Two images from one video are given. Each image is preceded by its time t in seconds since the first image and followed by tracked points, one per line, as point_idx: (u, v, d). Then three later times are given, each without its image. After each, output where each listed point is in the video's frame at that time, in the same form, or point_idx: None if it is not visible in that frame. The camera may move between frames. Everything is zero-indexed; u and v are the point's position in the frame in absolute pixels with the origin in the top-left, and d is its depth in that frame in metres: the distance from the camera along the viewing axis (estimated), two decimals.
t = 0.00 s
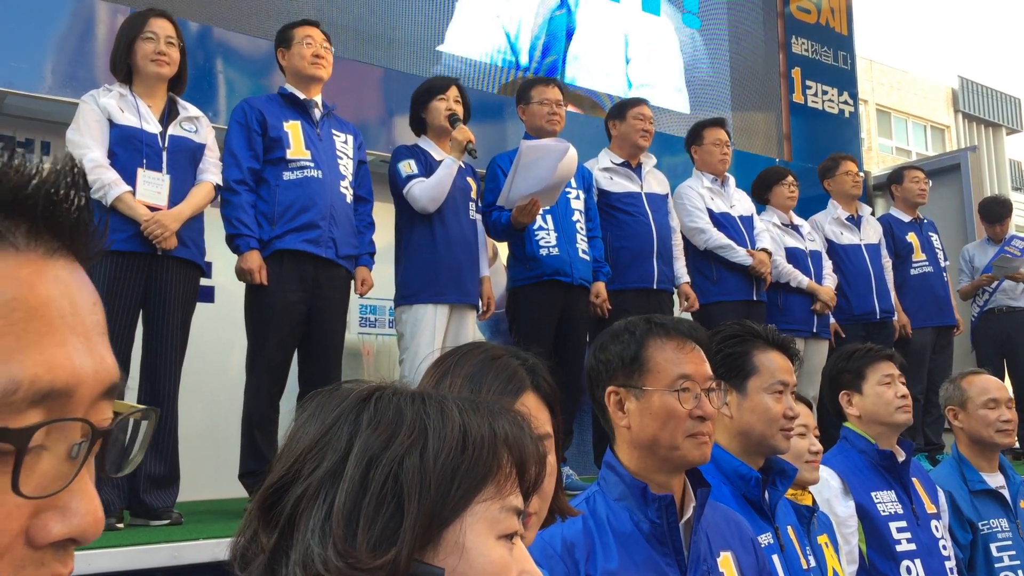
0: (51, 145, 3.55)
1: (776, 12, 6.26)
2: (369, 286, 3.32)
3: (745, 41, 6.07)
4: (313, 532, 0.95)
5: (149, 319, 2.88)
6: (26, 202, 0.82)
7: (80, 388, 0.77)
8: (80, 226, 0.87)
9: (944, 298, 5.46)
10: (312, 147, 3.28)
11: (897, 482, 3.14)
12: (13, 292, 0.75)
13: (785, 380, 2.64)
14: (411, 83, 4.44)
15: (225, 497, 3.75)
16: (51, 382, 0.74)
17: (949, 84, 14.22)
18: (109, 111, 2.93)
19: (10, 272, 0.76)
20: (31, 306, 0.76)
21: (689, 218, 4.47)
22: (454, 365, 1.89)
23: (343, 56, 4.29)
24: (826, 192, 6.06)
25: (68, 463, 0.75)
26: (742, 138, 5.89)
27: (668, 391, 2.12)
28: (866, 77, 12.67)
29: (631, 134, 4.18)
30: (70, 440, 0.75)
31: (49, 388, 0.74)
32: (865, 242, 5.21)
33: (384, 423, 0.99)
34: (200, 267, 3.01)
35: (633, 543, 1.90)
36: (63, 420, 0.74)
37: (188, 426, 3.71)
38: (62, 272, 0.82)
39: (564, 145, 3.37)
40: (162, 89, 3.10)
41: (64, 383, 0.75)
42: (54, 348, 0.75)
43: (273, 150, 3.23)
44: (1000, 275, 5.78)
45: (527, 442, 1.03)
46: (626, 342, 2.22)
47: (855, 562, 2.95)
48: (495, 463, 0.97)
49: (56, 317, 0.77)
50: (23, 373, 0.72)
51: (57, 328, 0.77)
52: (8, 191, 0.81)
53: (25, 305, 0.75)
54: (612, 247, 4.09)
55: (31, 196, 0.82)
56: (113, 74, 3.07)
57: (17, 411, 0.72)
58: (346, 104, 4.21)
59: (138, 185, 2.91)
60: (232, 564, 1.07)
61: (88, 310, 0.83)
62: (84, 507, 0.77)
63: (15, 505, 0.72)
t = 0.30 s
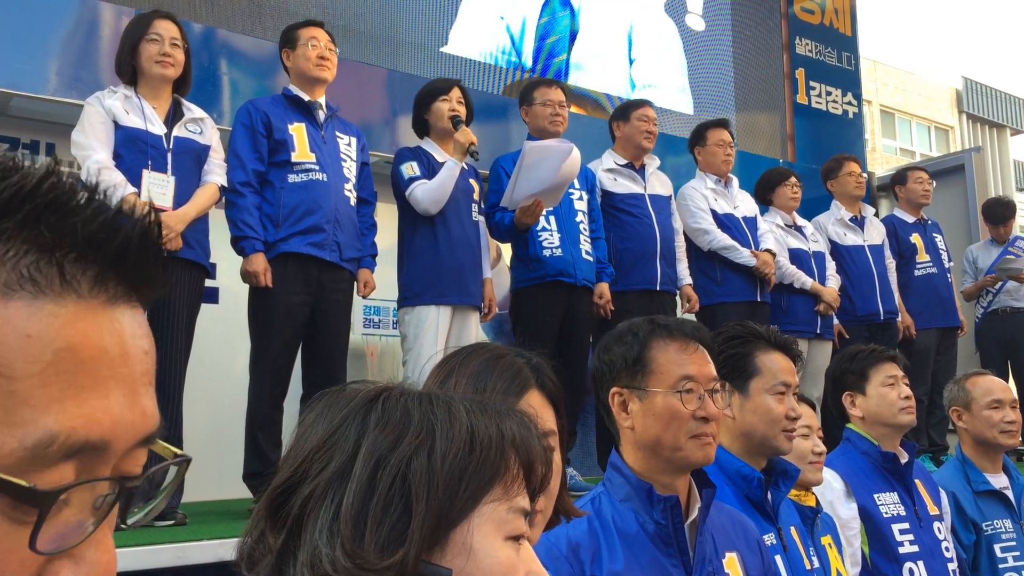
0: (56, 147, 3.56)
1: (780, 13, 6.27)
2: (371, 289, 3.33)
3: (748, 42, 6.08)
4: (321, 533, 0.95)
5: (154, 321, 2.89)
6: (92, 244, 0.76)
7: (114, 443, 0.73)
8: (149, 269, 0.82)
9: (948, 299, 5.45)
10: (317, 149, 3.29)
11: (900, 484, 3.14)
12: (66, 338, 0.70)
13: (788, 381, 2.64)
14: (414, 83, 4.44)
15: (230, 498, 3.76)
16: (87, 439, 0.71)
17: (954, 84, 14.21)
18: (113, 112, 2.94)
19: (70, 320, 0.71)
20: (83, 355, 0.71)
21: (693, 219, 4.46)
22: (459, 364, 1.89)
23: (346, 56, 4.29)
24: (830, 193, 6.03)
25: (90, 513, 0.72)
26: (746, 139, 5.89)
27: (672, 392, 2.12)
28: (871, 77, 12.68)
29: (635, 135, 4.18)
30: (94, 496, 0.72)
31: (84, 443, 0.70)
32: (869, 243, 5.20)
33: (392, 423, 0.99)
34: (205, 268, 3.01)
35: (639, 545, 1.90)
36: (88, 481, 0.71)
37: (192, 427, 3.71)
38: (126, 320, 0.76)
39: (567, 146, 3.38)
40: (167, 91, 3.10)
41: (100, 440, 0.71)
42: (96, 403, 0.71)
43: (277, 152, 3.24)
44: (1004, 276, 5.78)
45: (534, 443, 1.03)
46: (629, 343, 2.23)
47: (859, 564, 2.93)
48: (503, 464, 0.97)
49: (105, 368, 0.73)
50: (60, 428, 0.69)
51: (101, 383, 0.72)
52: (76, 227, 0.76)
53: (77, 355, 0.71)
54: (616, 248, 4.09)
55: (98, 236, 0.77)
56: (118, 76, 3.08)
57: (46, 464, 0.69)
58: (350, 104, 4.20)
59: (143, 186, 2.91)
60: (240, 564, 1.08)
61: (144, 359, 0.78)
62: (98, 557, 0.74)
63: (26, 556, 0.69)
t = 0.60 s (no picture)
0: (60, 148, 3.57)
1: (783, 14, 6.29)
2: (375, 290, 3.33)
3: (750, 44, 6.09)
4: (325, 535, 0.95)
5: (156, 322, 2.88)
6: (151, 326, 0.62)
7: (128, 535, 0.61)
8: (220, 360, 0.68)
9: (952, 300, 5.44)
10: (321, 151, 3.29)
11: (903, 486, 3.13)
12: (105, 425, 0.58)
13: (790, 382, 2.63)
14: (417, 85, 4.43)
15: (233, 499, 3.76)
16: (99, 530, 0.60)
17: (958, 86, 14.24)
18: (119, 113, 2.94)
19: (114, 410, 0.59)
20: (119, 450, 0.59)
21: (696, 220, 4.46)
22: (462, 364, 1.89)
23: (348, 58, 4.30)
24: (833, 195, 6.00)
25: None
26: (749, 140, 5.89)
27: (683, 393, 2.12)
28: (874, 78, 12.72)
29: (637, 136, 4.18)
30: None
31: (99, 535, 0.60)
32: (872, 244, 5.20)
33: (397, 424, 0.99)
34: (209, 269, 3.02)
35: (645, 546, 1.90)
36: None
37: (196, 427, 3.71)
38: (178, 411, 0.63)
39: (570, 148, 3.40)
40: (172, 92, 3.11)
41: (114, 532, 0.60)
42: (122, 498, 0.60)
43: (282, 154, 3.24)
44: (1007, 277, 5.77)
45: (540, 444, 1.03)
46: (641, 343, 2.23)
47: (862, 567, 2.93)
48: (509, 465, 0.97)
49: (138, 464, 0.60)
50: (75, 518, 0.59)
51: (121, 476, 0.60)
52: (146, 308, 0.62)
53: (113, 445, 0.59)
54: (619, 249, 4.09)
55: (161, 316, 0.63)
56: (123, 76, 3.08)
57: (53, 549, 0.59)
58: (354, 105, 4.21)
59: (148, 186, 2.92)
60: (244, 566, 1.08)
61: (187, 447, 0.65)
62: None
63: None
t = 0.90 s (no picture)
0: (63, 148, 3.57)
1: (787, 14, 6.31)
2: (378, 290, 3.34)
3: (758, 43, 6.05)
4: (326, 536, 0.96)
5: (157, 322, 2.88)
6: (174, 410, 0.58)
7: None
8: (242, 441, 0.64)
9: (955, 300, 5.43)
10: (324, 151, 3.30)
11: (906, 487, 3.13)
12: (114, 500, 0.56)
13: (793, 383, 2.63)
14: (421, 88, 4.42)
15: (235, 499, 3.76)
16: None
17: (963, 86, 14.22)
18: (123, 113, 2.95)
19: (128, 485, 0.56)
20: (121, 527, 0.56)
21: (699, 220, 4.46)
22: (462, 365, 1.88)
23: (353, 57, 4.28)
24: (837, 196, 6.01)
25: None
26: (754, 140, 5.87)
27: (691, 394, 2.12)
28: (878, 78, 12.73)
29: (637, 136, 4.18)
30: None
31: None
32: (874, 245, 5.19)
33: (398, 424, 1.00)
34: (214, 269, 3.02)
35: (651, 547, 1.90)
36: None
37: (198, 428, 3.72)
38: (192, 489, 0.61)
39: (573, 147, 3.39)
40: (176, 92, 3.11)
41: None
42: (122, 570, 0.57)
43: (285, 154, 3.24)
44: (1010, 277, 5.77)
45: (543, 443, 1.02)
46: (647, 343, 2.23)
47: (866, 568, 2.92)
48: (511, 465, 0.97)
49: (141, 540, 0.57)
50: None
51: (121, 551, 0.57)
52: (176, 385, 0.58)
53: (118, 521, 0.56)
54: (621, 249, 4.09)
55: (184, 397, 0.59)
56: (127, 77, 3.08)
57: None
58: (356, 106, 4.22)
59: (152, 187, 2.92)
60: (245, 566, 1.08)
61: (193, 523, 0.62)
62: None
63: None
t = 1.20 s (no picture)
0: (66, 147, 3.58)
1: (790, 14, 6.31)
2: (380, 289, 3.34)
3: (760, 46, 6.07)
4: (325, 537, 0.96)
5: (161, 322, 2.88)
6: (199, 452, 0.57)
7: None
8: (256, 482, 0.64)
9: (959, 301, 5.43)
10: (325, 151, 3.30)
11: (911, 488, 3.13)
12: (135, 542, 0.55)
13: (797, 383, 2.63)
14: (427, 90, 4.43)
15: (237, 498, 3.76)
16: None
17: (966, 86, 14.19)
18: (127, 113, 2.96)
19: (149, 525, 0.55)
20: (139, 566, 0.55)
21: (701, 220, 4.45)
22: (464, 365, 1.88)
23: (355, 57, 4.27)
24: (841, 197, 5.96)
25: None
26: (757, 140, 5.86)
27: (695, 394, 2.12)
28: (881, 78, 12.71)
29: (639, 135, 4.17)
30: None
31: None
32: (877, 245, 5.19)
33: (398, 424, 1.00)
34: (217, 269, 3.02)
35: (655, 547, 1.90)
36: None
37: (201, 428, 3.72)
38: (210, 527, 0.60)
39: (576, 147, 3.38)
40: (180, 92, 3.11)
41: None
42: None
43: (286, 154, 3.25)
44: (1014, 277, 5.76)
45: (544, 443, 1.02)
46: (651, 343, 2.23)
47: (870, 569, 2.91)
48: (511, 465, 0.96)
49: None
50: None
51: None
52: (203, 431, 0.57)
53: (137, 560, 0.55)
54: (624, 249, 4.08)
55: (209, 441, 0.57)
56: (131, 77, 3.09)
57: None
58: (359, 105, 4.20)
59: (156, 186, 2.92)
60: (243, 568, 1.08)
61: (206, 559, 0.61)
62: None
63: None
